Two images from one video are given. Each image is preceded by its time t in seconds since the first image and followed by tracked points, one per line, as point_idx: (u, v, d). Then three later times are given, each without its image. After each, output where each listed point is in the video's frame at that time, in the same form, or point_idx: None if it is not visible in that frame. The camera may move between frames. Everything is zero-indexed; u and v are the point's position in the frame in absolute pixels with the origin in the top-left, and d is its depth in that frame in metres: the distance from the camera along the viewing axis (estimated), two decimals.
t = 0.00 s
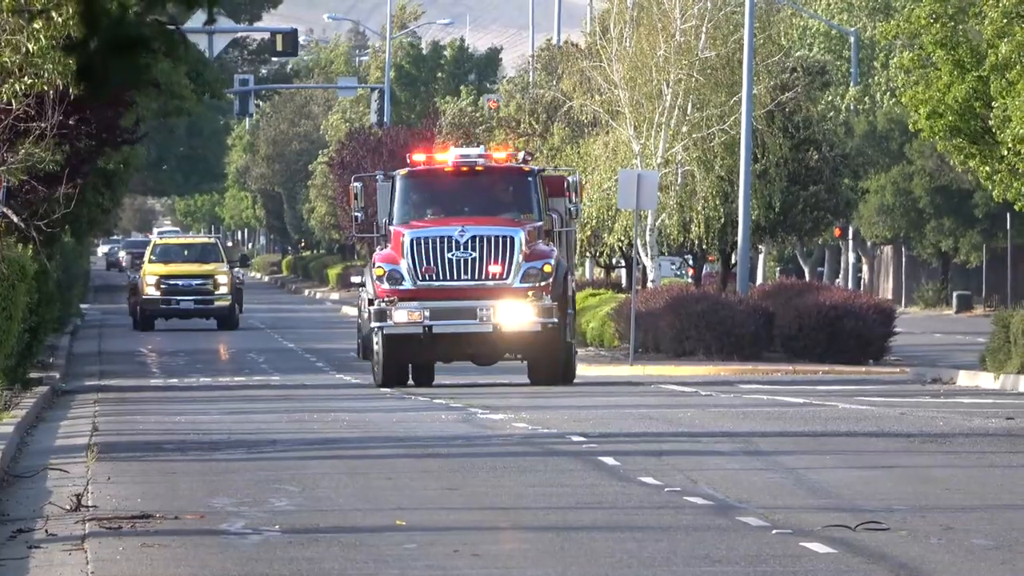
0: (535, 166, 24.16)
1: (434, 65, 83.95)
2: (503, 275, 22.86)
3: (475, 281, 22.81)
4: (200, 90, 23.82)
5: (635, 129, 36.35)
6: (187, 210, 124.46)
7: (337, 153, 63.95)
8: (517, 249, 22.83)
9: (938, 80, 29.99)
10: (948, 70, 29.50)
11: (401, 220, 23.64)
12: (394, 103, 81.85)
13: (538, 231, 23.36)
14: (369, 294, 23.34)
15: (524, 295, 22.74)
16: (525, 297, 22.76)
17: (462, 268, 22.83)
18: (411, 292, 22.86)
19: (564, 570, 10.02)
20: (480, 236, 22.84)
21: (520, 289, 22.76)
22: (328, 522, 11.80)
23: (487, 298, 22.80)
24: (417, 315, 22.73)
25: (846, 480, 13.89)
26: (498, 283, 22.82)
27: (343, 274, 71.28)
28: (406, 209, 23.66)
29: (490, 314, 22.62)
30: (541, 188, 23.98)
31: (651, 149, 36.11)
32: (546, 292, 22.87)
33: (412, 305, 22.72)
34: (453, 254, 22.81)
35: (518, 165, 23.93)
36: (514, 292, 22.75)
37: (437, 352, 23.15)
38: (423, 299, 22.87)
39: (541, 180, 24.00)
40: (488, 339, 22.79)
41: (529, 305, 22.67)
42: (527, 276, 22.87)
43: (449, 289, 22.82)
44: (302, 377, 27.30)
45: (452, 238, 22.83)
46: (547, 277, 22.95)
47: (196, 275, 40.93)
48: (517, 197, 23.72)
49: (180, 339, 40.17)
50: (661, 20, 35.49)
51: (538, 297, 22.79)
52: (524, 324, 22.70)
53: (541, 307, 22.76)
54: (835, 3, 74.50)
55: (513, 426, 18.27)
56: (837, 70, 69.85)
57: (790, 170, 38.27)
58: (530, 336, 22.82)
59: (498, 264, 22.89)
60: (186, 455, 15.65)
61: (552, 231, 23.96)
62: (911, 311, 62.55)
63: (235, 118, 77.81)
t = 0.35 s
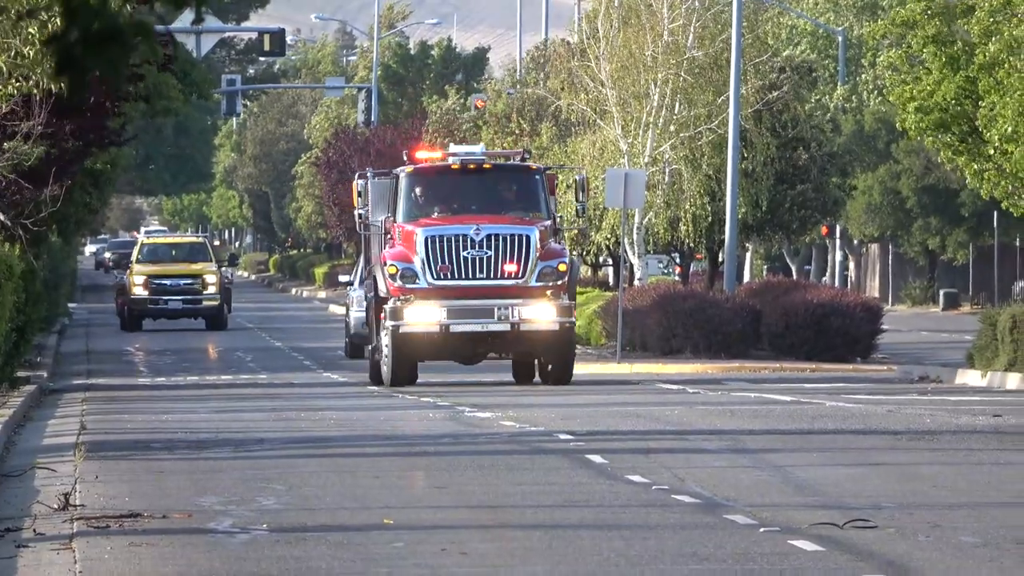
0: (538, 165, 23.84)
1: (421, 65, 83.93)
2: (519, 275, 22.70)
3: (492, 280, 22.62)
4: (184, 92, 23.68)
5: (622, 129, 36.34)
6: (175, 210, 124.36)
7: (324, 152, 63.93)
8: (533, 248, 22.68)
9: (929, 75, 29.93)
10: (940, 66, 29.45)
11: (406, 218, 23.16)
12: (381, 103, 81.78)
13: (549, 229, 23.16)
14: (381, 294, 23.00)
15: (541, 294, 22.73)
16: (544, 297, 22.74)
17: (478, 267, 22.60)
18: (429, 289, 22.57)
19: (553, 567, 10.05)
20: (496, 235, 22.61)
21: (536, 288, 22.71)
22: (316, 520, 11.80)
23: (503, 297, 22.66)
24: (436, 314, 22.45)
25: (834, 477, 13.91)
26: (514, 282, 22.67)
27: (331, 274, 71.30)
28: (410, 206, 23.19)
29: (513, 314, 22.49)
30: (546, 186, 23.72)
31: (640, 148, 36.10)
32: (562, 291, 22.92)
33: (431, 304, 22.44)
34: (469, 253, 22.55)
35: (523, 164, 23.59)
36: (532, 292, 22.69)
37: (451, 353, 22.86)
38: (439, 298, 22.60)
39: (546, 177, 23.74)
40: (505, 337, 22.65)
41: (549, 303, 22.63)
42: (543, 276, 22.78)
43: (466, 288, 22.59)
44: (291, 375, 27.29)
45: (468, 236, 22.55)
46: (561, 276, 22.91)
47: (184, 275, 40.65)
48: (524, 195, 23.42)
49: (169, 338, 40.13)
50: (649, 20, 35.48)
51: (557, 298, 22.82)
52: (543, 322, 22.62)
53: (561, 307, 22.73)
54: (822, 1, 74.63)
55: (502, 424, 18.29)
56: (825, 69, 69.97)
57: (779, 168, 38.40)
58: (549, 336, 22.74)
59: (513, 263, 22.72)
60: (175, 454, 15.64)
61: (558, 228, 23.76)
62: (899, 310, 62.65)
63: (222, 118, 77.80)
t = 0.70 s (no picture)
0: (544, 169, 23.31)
1: (407, 68, 83.95)
2: (532, 279, 22.02)
3: (505, 284, 21.95)
4: (168, 96, 23.61)
5: (608, 134, 36.44)
6: (161, 214, 124.36)
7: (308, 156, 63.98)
8: (545, 252, 22.02)
9: (914, 80, 29.84)
10: (925, 71, 29.35)
11: (413, 221, 22.47)
12: (366, 107, 81.77)
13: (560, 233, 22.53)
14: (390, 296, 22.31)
15: (555, 300, 22.11)
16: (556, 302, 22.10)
17: (489, 271, 21.92)
18: (440, 294, 21.86)
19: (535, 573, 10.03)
20: (508, 238, 21.92)
21: (550, 293, 22.08)
22: (299, 525, 11.79)
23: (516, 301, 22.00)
24: (447, 319, 21.74)
25: (817, 483, 13.93)
26: (526, 287, 22.00)
27: (316, 278, 71.34)
28: (417, 208, 22.50)
29: (526, 319, 21.83)
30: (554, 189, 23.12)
31: (625, 153, 36.24)
32: (575, 296, 22.29)
33: (442, 309, 21.72)
34: (481, 256, 21.87)
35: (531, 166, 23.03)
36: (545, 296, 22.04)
37: (463, 354, 22.22)
38: (451, 302, 21.91)
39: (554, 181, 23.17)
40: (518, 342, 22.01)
41: (561, 309, 21.98)
42: (556, 282, 22.12)
43: (477, 292, 21.91)
44: (276, 380, 27.22)
45: (480, 239, 21.86)
46: (574, 281, 22.25)
47: (170, 280, 40.34)
48: (533, 199, 22.79)
49: (154, 341, 40.07)
50: (634, 25, 35.56)
51: (569, 302, 22.17)
52: (557, 327, 21.97)
53: (574, 312, 22.07)
54: (807, 7, 74.79)
55: (486, 429, 18.27)
56: (810, 75, 70.16)
57: (763, 174, 38.49)
58: (562, 341, 22.13)
59: (525, 267, 22.03)
60: (157, 458, 15.60)
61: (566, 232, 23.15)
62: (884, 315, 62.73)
63: (207, 122, 77.75)
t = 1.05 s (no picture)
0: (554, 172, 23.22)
1: (394, 73, 83.94)
2: (541, 284, 21.95)
3: (515, 290, 21.85)
4: (157, 99, 23.60)
5: (594, 139, 36.33)
6: (148, 218, 124.33)
7: (295, 162, 64.02)
8: (556, 257, 21.97)
9: (898, 88, 29.91)
10: (909, 78, 29.40)
11: (421, 225, 22.42)
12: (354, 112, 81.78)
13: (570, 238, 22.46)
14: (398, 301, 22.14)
15: (566, 304, 22.03)
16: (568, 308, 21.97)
17: (499, 276, 21.84)
18: (450, 299, 21.75)
19: None
20: (518, 243, 21.87)
21: (560, 298, 22.02)
22: (287, 530, 11.80)
23: (526, 306, 21.91)
24: (457, 324, 21.56)
25: (804, 488, 13.95)
26: (537, 292, 21.93)
27: (303, 283, 71.35)
28: (425, 211, 22.44)
29: (536, 325, 21.66)
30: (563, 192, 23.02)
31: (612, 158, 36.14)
32: (585, 301, 22.22)
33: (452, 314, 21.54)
34: (491, 261, 21.81)
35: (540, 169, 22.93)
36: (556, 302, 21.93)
37: (471, 359, 22.03)
38: (461, 307, 21.77)
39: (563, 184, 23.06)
40: (527, 347, 21.89)
41: (573, 315, 21.81)
42: (565, 287, 22.03)
43: (487, 297, 21.83)
44: (262, 385, 27.22)
45: (490, 244, 21.82)
46: (584, 286, 22.16)
47: (159, 286, 39.76)
48: (542, 203, 22.71)
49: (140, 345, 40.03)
50: (621, 30, 35.63)
51: (580, 308, 22.04)
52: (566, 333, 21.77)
53: (586, 317, 21.92)
54: (794, 13, 74.96)
55: (473, 434, 18.29)
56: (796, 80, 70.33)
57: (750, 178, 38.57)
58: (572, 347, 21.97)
59: (535, 272, 21.95)
60: (144, 464, 15.59)
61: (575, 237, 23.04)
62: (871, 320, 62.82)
63: (193, 127, 77.72)
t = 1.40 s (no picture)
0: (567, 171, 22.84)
1: (387, 75, 83.99)
2: (553, 287, 21.56)
3: (526, 292, 21.49)
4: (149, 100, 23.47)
5: (588, 141, 36.53)
6: (141, 220, 124.39)
7: (289, 163, 64.07)
8: (568, 258, 21.59)
9: (891, 91, 29.93)
10: (903, 82, 29.39)
11: (432, 224, 22.03)
12: (348, 114, 81.83)
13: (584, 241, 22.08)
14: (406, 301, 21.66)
15: (577, 307, 21.69)
16: (580, 310, 21.67)
17: (509, 277, 21.47)
18: (460, 300, 21.37)
19: None
20: (529, 244, 21.51)
21: (572, 300, 21.66)
22: (281, 532, 11.80)
23: (536, 309, 21.55)
24: (467, 326, 21.23)
25: (798, 490, 13.95)
26: (548, 294, 21.55)
27: (297, 284, 71.42)
28: (437, 211, 22.05)
29: (547, 328, 21.39)
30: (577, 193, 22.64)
31: (606, 159, 36.22)
32: (597, 303, 21.86)
33: (462, 316, 21.23)
34: (501, 262, 21.42)
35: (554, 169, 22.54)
36: (567, 304, 21.62)
37: (481, 364, 21.69)
38: (471, 309, 21.41)
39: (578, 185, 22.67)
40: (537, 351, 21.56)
41: (584, 317, 21.56)
42: (577, 288, 21.68)
43: (497, 299, 21.45)
44: (256, 387, 27.20)
45: (501, 245, 21.44)
46: (597, 288, 21.81)
47: (155, 287, 39.35)
48: (556, 204, 22.33)
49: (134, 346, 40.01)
50: (615, 32, 35.72)
51: (592, 310, 21.75)
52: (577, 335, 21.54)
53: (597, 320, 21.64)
54: (787, 14, 75.11)
55: (467, 436, 18.29)
56: (789, 81, 70.46)
57: (744, 180, 38.60)
58: (582, 350, 21.70)
59: (547, 274, 21.57)
60: (137, 466, 15.58)
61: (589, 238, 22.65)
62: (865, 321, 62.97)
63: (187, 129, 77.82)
